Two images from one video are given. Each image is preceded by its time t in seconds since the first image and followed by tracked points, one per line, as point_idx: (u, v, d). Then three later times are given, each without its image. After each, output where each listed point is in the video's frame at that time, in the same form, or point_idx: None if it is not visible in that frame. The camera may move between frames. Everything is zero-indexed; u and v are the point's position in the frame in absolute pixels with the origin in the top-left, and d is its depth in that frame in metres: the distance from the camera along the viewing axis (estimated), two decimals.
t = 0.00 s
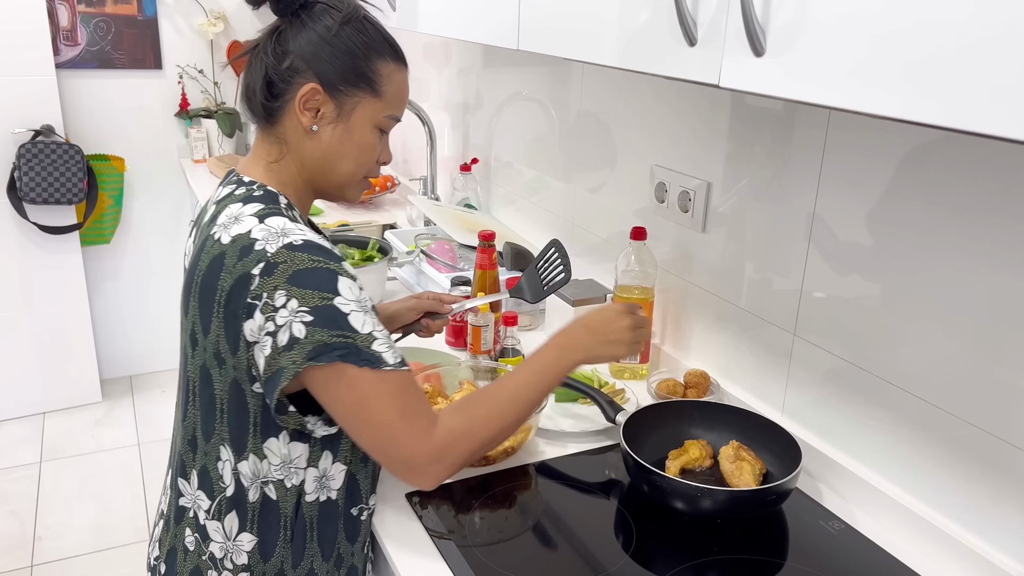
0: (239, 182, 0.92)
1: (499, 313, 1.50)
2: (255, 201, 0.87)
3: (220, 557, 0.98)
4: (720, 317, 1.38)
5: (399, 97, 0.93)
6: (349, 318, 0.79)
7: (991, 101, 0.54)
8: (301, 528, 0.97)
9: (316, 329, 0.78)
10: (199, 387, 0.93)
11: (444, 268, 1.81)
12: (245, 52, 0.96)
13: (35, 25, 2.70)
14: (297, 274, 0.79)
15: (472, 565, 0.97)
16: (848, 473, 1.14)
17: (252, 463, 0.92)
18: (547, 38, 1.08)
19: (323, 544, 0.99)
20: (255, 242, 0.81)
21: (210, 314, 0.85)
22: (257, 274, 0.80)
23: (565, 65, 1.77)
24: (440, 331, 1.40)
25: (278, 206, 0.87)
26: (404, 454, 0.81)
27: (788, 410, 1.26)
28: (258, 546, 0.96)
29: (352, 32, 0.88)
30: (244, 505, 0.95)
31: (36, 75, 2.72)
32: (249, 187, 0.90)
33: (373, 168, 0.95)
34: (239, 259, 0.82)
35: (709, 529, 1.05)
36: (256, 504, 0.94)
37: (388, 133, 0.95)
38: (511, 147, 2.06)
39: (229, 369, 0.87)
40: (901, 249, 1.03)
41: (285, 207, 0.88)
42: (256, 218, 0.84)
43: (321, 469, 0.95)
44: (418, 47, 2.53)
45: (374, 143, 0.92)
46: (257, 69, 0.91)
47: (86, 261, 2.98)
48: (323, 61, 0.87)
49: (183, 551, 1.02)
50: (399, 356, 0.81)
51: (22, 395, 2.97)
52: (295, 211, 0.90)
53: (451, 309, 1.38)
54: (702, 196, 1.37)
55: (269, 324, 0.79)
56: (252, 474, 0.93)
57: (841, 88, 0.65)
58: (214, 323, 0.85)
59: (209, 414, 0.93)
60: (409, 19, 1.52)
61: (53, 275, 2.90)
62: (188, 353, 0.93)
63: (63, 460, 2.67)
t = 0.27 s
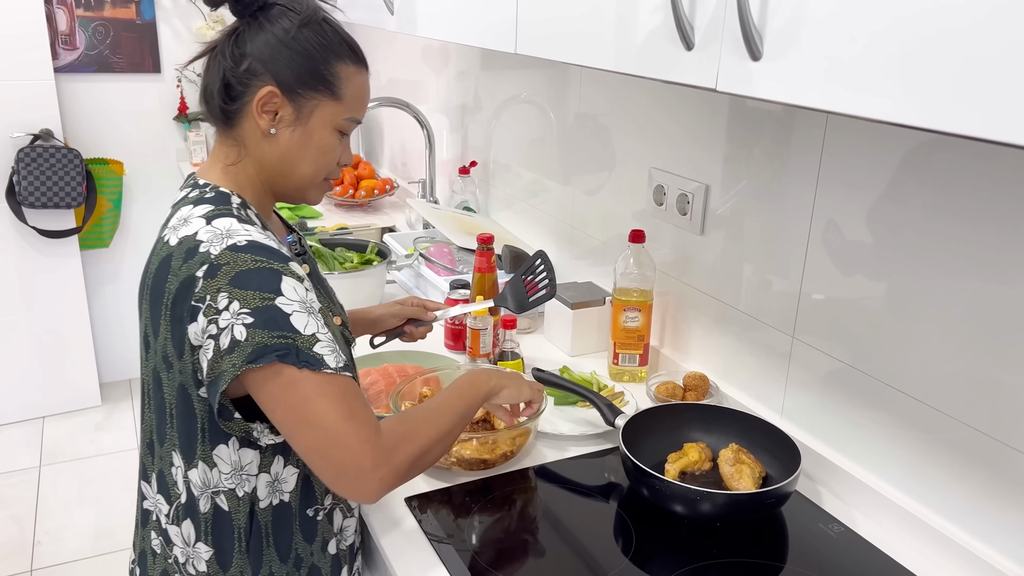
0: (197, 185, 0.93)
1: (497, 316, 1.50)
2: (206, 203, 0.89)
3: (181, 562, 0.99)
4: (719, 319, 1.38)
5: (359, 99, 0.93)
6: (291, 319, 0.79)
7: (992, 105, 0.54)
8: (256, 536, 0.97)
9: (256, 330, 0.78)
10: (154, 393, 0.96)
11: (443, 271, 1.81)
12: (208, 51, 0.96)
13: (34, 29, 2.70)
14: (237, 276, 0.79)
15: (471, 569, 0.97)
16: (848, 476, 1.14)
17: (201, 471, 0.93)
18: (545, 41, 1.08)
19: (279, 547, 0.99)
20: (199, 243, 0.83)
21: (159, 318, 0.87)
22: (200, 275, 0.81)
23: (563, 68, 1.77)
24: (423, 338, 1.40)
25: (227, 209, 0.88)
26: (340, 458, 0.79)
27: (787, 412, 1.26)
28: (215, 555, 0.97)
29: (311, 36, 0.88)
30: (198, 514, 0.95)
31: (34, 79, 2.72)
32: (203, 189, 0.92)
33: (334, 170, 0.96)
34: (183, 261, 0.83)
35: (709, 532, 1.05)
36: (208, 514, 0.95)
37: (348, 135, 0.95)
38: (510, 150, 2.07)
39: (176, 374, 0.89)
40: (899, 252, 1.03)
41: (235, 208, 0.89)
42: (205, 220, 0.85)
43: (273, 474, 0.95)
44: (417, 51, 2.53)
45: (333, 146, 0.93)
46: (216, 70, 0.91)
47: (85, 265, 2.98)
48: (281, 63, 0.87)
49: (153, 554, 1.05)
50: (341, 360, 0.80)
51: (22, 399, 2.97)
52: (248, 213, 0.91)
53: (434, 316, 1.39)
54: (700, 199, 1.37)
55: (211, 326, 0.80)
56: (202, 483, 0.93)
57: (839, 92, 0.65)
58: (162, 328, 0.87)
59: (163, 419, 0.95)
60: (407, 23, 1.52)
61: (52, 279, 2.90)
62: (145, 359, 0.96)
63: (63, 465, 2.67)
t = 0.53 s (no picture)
0: (164, 190, 0.94)
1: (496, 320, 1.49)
2: (173, 207, 0.89)
3: (166, 565, 1.00)
4: (719, 322, 1.38)
5: (326, 100, 0.93)
6: (271, 304, 0.79)
7: (989, 111, 0.54)
8: (242, 529, 0.97)
9: (238, 322, 0.78)
10: (134, 397, 0.97)
11: (443, 275, 1.81)
12: (176, 56, 0.97)
13: (33, 35, 2.70)
14: (208, 272, 0.80)
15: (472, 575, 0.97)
16: (849, 479, 1.14)
17: (187, 470, 0.93)
18: (545, 46, 1.08)
19: (264, 543, 0.99)
20: (167, 246, 0.83)
21: (133, 322, 0.88)
22: (170, 276, 0.82)
23: (563, 72, 1.77)
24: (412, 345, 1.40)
25: (195, 211, 0.88)
26: (351, 421, 0.78)
27: (787, 416, 1.26)
28: (199, 554, 0.97)
29: (274, 38, 0.89)
30: (182, 513, 0.95)
31: (33, 84, 2.73)
32: (170, 195, 0.93)
33: (302, 172, 0.97)
34: (154, 264, 0.84)
35: (710, 537, 1.05)
36: (193, 512, 0.95)
37: (316, 137, 0.96)
38: (509, 153, 2.07)
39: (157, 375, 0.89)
40: (899, 255, 1.03)
41: (203, 211, 0.89)
42: (171, 224, 0.86)
43: (261, 468, 0.95)
44: (416, 54, 2.53)
45: (300, 148, 0.93)
46: (182, 75, 0.92)
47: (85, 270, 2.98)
48: (244, 66, 0.88)
49: (138, 558, 1.06)
50: (329, 336, 0.80)
51: (22, 404, 2.97)
52: (217, 215, 0.91)
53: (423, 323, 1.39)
54: (700, 203, 1.37)
55: (189, 324, 0.80)
56: (187, 482, 0.93)
57: (837, 98, 0.66)
58: (138, 331, 0.88)
59: (144, 422, 0.96)
60: (406, 28, 1.53)
61: (52, 284, 2.90)
62: (124, 365, 0.97)
63: (63, 470, 2.67)
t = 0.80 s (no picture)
0: (143, 193, 0.94)
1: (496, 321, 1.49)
2: (150, 209, 0.89)
3: (159, 569, 1.00)
4: (718, 323, 1.38)
5: (299, 94, 0.93)
6: (244, 308, 0.79)
7: (986, 109, 0.55)
8: (230, 534, 0.97)
9: (210, 326, 0.78)
10: (119, 400, 0.97)
11: (441, 275, 1.81)
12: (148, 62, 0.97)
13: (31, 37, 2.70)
14: (182, 276, 0.80)
15: None
16: (848, 479, 1.14)
17: (173, 473, 0.92)
18: (542, 47, 1.08)
19: (255, 543, 0.99)
20: (143, 248, 0.83)
21: (114, 326, 0.88)
22: (147, 279, 0.82)
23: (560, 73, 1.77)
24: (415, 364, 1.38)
25: (172, 212, 0.88)
26: (320, 429, 0.78)
27: (786, 416, 1.26)
28: (189, 558, 0.97)
29: (241, 35, 0.89)
30: (171, 516, 0.95)
31: (32, 87, 2.73)
32: (148, 197, 0.93)
33: (280, 168, 0.96)
34: (131, 267, 0.84)
35: (708, 537, 1.05)
36: (181, 516, 0.95)
37: (293, 132, 0.96)
38: (508, 154, 2.07)
39: (138, 378, 0.89)
40: (896, 255, 1.03)
41: (181, 211, 0.89)
42: (147, 226, 0.86)
43: (246, 470, 0.95)
44: (414, 56, 2.53)
45: (276, 144, 0.93)
46: (153, 78, 0.92)
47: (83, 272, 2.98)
48: (213, 65, 0.88)
49: (131, 561, 1.06)
50: (302, 342, 0.80)
51: (21, 407, 2.97)
52: (195, 216, 0.91)
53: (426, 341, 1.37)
54: (697, 203, 1.37)
55: (163, 328, 0.80)
56: (174, 486, 0.93)
57: (833, 97, 0.66)
58: (118, 335, 0.88)
59: (129, 427, 0.96)
60: (404, 29, 1.53)
61: (50, 286, 2.90)
62: (108, 369, 0.97)
63: (62, 472, 2.67)
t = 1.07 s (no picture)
0: (143, 194, 0.94)
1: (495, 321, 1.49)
2: (147, 212, 0.89)
3: (155, 572, 1.00)
4: (716, 321, 1.38)
5: (299, 90, 0.93)
6: (229, 321, 0.79)
7: (983, 102, 0.54)
8: (224, 541, 0.96)
9: (194, 337, 0.78)
10: (114, 403, 0.97)
11: (439, 275, 1.80)
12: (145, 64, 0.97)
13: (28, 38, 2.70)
14: (171, 284, 0.79)
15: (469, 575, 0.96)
16: (846, 476, 1.14)
17: (165, 479, 0.92)
18: (539, 45, 1.08)
19: (249, 551, 0.99)
20: (137, 253, 0.83)
21: (108, 330, 0.88)
22: (139, 284, 0.81)
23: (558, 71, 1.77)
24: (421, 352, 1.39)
25: (168, 217, 0.88)
26: (291, 451, 0.77)
27: (784, 414, 1.26)
28: (185, 563, 0.96)
29: (237, 33, 0.88)
30: (165, 522, 0.94)
31: (29, 88, 2.72)
32: (147, 199, 0.92)
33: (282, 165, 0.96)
34: (122, 272, 0.84)
35: (707, 535, 1.05)
36: (174, 522, 0.94)
37: (294, 129, 0.95)
38: (506, 153, 2.06)
39: (130, 383, 0.88)
40: (894, 252, 1.03)
41: (177, 215, 0.89)
42: (143, 230, 0.85)
43: (237, 478, 0.95)
44: (412, 55, 2.53)
45: (277, 141, 0.93)
46: (152, 81, 0.92)
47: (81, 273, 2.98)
48: (210, 65, 0.88)
49: (129, 561, 1.06)
50: (286, 359, 0.79)
51: (19, 408, 2.96)
52: (192, 220, 0.91)
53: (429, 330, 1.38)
54: (695, 201, 1.37)
55: (151, 335, 0.80)
56: (166, 491, 0.92)
57: (830, 92, 0.66)
58: (112, 339, 0.88)
59: (124, 430, 0.96)
60: (401, 28, 1.52)
61: (48, 287, 2.89)
62: (103, 372, 0.96)
63: (60, 473, 2.66)
